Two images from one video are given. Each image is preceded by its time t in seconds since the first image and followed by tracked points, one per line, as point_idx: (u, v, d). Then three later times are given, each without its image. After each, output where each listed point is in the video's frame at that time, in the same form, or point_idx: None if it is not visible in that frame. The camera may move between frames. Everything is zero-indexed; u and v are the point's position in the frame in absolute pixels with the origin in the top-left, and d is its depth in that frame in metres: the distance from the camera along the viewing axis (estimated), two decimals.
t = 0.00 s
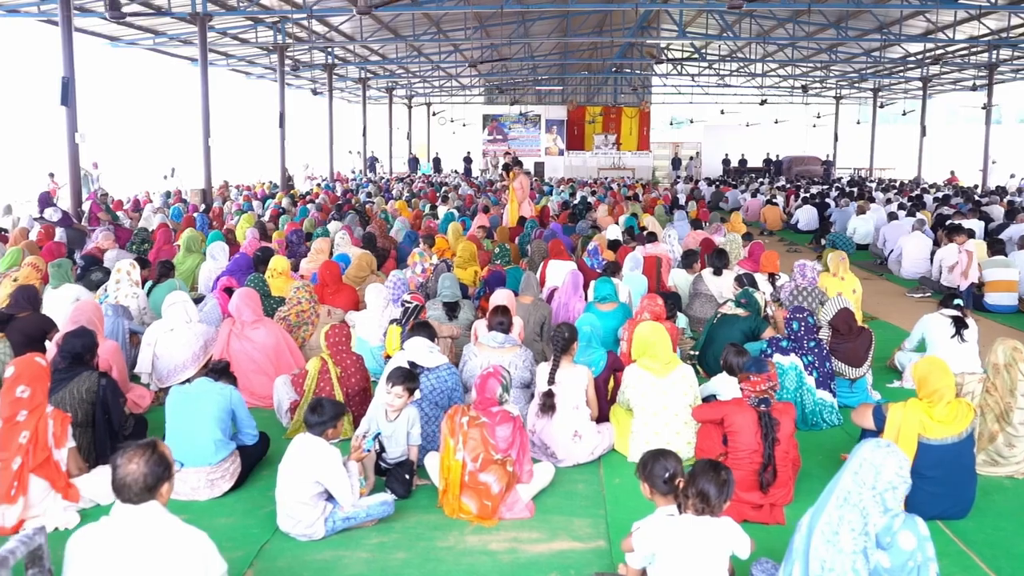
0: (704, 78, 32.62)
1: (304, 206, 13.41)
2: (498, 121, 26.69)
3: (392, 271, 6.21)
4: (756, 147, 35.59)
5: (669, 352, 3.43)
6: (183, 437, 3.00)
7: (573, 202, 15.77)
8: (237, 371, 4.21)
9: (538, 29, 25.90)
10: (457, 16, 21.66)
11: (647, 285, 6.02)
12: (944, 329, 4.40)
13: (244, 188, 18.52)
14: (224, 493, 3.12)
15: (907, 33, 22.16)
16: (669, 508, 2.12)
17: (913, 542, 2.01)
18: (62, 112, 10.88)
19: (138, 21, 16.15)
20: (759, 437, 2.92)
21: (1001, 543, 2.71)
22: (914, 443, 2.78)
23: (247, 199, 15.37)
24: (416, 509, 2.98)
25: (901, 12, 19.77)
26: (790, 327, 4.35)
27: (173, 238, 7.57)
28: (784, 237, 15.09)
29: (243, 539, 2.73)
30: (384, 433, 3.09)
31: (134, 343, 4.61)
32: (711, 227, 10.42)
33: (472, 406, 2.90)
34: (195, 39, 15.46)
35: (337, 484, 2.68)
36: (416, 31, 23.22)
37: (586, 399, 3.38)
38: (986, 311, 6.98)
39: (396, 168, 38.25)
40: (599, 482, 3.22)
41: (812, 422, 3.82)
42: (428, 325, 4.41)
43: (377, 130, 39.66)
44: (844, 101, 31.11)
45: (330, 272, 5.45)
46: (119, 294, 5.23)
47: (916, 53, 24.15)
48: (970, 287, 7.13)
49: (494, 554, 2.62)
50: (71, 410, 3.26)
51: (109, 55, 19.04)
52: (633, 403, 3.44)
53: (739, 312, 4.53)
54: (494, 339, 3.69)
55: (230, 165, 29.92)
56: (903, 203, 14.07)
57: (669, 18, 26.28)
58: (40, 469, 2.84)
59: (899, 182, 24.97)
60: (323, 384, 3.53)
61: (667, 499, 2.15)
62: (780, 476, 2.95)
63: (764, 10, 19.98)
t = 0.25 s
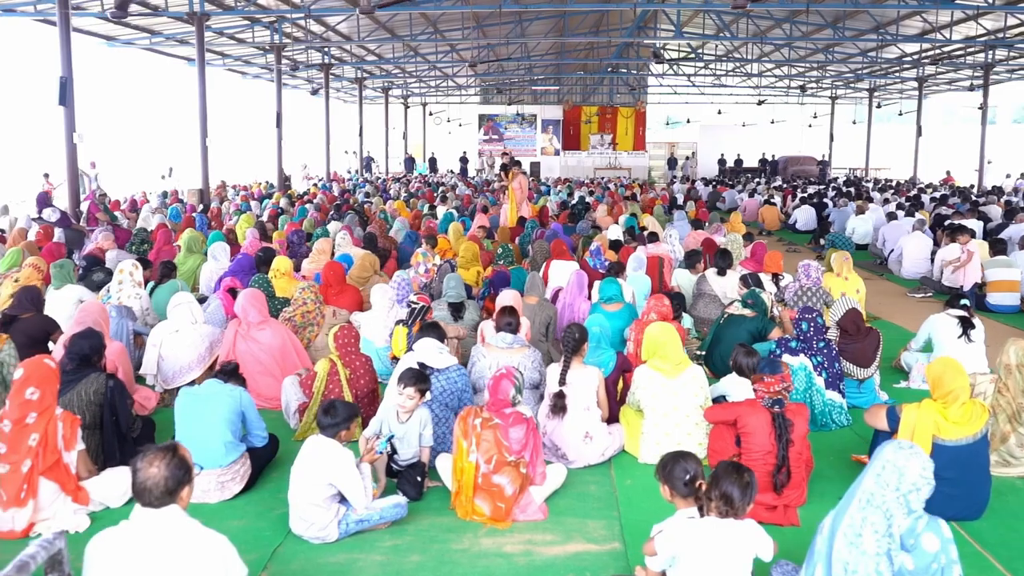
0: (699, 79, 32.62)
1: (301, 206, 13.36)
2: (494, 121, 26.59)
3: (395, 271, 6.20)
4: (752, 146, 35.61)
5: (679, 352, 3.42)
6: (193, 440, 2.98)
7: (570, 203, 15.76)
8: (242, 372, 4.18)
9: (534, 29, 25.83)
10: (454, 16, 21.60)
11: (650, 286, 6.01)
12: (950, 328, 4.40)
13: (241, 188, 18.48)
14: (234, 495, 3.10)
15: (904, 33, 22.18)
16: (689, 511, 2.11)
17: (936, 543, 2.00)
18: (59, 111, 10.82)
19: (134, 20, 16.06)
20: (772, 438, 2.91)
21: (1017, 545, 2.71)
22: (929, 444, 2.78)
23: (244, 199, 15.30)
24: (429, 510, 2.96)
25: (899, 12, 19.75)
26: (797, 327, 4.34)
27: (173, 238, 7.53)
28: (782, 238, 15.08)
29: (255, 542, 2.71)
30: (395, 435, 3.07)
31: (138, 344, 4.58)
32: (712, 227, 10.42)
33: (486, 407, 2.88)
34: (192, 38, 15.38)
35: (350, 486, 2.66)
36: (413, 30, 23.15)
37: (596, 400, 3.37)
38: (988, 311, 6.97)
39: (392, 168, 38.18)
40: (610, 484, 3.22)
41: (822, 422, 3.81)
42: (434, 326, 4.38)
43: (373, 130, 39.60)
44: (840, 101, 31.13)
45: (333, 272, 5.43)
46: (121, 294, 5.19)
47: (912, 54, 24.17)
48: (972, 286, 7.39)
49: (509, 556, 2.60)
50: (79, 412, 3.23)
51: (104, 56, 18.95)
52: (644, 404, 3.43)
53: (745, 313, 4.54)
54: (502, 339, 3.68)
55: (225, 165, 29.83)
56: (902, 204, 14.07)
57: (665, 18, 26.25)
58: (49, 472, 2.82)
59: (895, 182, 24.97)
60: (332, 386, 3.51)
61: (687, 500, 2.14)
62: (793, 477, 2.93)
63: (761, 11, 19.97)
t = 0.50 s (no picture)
0: (695, 79, 32.65)
1: (300, 206, 13.33)
2: (489, 122, 26.51)
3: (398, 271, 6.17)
4: (748, 146, 35.66)
5: (690, 353, 3.41)
6: (203, 441, 2.96)
7: (568, 203, 15.75)
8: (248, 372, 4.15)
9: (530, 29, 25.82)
10: (451, 16, 21.58)
11: (653, 286, 6.00)
12: (957, 329, 4.39)
13: (238, 188, 18.45)
14: (244, 497, 3.08)
15: (900, 33, 22.22)
16: (709, 512, 2.10)
17: (959, 544, 1.99)
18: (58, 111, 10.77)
19: (131, 20, 15.99)
20: (786, 438, 2.90)
21: None
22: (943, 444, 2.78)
23: (242, 199, 15.26)
24: (442, 512, 2.95)
25: (896, 12, 19.76)
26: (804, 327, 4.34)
27: (173, 238, 7.50)
28: (780, 238, 15.10)
29: (267, 544, 2.70)
30: (407, 436, 3.05)
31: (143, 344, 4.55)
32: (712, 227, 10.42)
33: (498, 408, 2.86)
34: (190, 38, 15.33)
35: (363, 487, 2.65)
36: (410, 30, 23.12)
37: (607, 401, 3.36)
38: (991, 311, 6.98)
39: (388, 168, 38.16)
40: (622, 484, 3.21)
41: (831, 422, 3.80)
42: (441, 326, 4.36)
43: (369, 130, 39.57)
44: (836, 101, 31.19)
45: (337, 273, 5.40)
46: (124, 295, 5.16)
47: (908, 54, 24.22)
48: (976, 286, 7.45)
49: (524, 558, 2.59)
50: (87, 413, 3.20)
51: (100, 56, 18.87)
52: (654, 404, 3.42)
53: (752, 313, 4.53)
54: (511, 340, 3.66)
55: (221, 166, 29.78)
56: (900, 203, 14.08)
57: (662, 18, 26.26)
58: (58, 473, 2.80)
59: (891, 182, 25.01)
60: (341, 387, 3.49)
61: (707, 502, 2.12)
62: (807, 477, 2.92)
63: (759, 11, 19.97)
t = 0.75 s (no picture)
0: (691, 79, 32.65)
1: (297, 206, 13.28)
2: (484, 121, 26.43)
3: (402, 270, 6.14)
4: (743, 146, 35.69)
5: (702, 352, 3.39)
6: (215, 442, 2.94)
7: (566, 202, 15.72)
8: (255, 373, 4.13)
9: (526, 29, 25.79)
10: (447, 16, 21.52)
11: (658, 285, 5.99)
12: (965, 327, 4.38)
13: (234, 188, 18.39)
14: (257, 498, 3.05)
15: (896, 33, 22.24)
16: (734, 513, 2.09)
17: (987, 544, 1.96)
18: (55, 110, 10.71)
19: (127, 19, 15.91)
20: (802, 438, 2.88)
21: None
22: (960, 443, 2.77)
23: (239, 199, 15.20)
24: (456, 512, 2.93)
25: (892, 12, 19.76)
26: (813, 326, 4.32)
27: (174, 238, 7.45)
28: (779, 237, 15.10)
29: (282, 545, 2.67)
30: (421, 435, 3.03)
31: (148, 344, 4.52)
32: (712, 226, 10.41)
33: (513, 408, 2.84)
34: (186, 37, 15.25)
35: (379, 488, 2.62)
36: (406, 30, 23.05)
37: (619, 400, 3.34)
38: (994, 309, 6.99)
39: (383, 168, 38.08)
40: (635, 484, 3.19)
41: (842, 422, 3.79)
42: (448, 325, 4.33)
43: (365, 130, 39.49)
44: (831, 100, 31.22)
45: (341, 272, 5.37)
46: (127, 294, 5.12)
47: (904, 53, 24.24)
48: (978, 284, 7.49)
49: (541, 558, 2.57)
50: (96, 413, 3.17)
51: (95, 55, 18.77)
52: (667, 403, 3.41)
53: (760, 311, 4.53)
54: (521, 339, 3.64)
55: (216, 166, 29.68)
56: (898, 203, 14.08)
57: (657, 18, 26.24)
58: (70, 475, 2.77)
59: (887, 182, 25.03)
60: (351, 387, 3.47)
61: (731, 502, 2.11)
62: (822, 476, 2.90)
63: (756, 11, 19.95)
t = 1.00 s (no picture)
0: (687, 79, 32.66)
1: (296, 206, 13.24)
2: (480, 121, 26.32)
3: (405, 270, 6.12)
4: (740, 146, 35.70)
5: (713, 352, 3.38)
6: (225, 441, 2.92)
7: (564, 202, 15.69)
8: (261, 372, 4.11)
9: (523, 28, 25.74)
10: (444, 15, 21.48)
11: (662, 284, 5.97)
12: (973, 326, 4.36)
13: (231, 187, 18.33)
14: (266, 498, 3.04)
15: (893, 33, 22.27)
16: (755, 513, 2.07)
17: (1012, 545, 1.94)
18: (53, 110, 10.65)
19: (124, 18, 15.84)
20: (816, 438, 2.87)
21: None
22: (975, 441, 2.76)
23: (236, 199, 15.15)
24: (469, 513, 2.91)
25: (890, 12, 19.76)
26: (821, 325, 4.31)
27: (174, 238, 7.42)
28: (778, 237, 15.10)
29: (294, 546, 2.66)
30: (433, 435, 3.02)
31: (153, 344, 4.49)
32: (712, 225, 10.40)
33: (526, 408, 2.83)
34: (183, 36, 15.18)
35: (393, 489, 2.61)
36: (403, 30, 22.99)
37: (630, 400, 3.33)
38: (996, 309, 7.00)
39: (379, 167, 38.03)
40: (647, 484, 3.18)
41: (852, 421, 3.78)
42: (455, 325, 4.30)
43: (361, 129, 39.42)
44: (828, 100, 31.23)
45: (345, 272, 5.35)
46: (130, 294, 5.09)
47: (901, 54, 24.26)
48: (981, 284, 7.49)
49: (557, 559, 2.56)
50: (104, 414, 3.15)
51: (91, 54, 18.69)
52: (677, 403, 3.39)
53: (766, 311, 4.52)
54: (530, 339, 3.62)
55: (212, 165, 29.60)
56: (897, 203, 14.07)
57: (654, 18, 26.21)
58: (79, 476, 2.75)
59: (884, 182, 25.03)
60: (361, 387, 3.46)
61: (752, 502, 2.10)
62: (836, 476, 2.89)
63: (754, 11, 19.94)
